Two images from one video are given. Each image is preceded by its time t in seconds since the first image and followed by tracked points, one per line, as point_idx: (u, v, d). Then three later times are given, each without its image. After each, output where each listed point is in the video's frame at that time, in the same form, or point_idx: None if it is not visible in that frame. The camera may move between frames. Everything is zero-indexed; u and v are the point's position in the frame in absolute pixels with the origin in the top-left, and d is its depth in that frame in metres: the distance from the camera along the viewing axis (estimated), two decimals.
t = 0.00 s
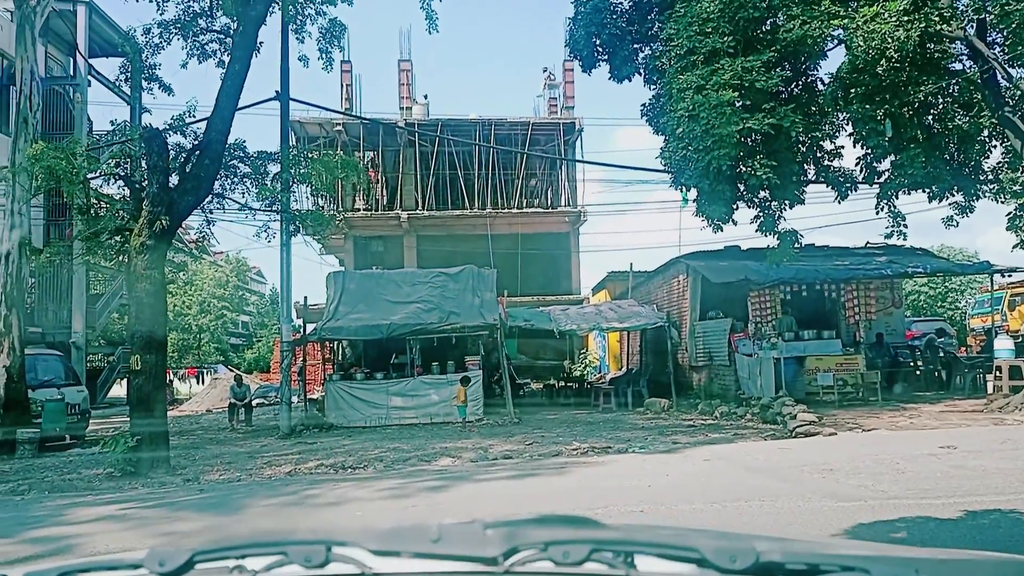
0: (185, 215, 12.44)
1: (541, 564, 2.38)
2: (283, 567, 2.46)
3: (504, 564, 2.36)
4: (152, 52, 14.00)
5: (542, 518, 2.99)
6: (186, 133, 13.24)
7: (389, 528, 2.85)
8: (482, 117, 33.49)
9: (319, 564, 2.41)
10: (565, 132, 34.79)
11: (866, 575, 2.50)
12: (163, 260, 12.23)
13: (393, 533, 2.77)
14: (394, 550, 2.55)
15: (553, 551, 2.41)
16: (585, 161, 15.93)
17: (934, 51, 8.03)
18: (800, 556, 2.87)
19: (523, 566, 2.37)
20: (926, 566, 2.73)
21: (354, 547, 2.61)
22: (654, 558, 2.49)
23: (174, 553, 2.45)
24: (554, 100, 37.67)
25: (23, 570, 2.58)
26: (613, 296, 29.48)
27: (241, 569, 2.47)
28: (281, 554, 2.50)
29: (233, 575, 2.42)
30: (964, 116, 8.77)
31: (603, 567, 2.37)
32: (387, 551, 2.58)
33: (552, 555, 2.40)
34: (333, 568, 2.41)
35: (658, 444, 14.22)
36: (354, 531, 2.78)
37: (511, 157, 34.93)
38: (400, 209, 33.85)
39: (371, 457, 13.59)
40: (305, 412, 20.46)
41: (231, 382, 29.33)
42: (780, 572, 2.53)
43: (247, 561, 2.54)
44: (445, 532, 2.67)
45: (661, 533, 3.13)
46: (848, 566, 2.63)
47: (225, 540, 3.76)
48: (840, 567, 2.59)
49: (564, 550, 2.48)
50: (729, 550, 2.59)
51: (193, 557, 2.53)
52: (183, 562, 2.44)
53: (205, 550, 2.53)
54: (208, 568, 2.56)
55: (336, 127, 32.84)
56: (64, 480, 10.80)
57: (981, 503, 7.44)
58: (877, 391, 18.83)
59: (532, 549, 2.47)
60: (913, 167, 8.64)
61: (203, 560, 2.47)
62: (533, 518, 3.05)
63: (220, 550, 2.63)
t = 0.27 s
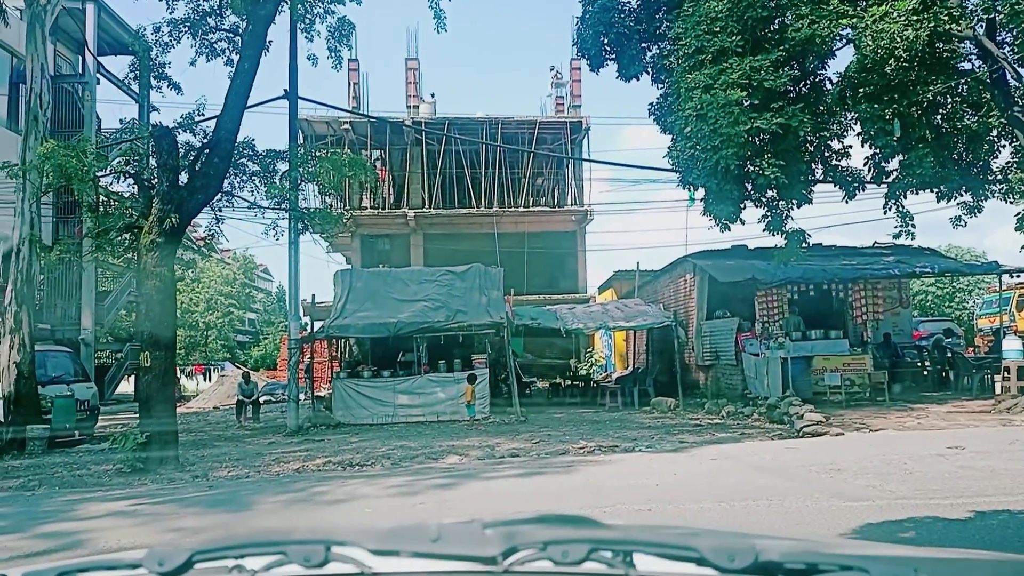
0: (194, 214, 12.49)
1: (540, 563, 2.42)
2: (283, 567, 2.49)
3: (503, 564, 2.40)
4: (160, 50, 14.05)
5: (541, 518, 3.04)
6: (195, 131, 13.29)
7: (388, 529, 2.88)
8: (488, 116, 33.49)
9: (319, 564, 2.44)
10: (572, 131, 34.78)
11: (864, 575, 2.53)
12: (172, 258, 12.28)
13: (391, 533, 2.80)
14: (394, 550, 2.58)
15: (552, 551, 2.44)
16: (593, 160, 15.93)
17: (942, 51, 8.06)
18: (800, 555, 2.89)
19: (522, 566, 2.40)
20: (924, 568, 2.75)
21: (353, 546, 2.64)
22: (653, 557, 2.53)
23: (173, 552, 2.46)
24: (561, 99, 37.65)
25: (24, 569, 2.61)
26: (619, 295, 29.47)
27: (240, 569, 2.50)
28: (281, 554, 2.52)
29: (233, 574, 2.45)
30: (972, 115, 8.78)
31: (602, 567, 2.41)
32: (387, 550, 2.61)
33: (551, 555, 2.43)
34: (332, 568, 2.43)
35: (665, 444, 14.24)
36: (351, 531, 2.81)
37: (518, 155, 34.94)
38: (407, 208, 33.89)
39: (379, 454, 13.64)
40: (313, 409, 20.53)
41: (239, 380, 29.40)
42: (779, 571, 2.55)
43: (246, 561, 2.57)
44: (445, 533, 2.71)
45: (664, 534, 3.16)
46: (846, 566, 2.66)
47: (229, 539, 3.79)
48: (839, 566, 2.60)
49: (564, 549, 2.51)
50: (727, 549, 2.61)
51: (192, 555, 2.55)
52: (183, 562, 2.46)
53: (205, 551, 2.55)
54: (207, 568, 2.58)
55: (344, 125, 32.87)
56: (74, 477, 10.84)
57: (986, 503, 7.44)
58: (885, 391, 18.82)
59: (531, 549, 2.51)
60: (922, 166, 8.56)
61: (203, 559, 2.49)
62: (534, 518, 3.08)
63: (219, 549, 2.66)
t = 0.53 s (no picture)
0: (204, 214, 12.55)
1: (540, 563, 2.44)
2: (282, 567, 2.49)
3: (503, 564, 2.42)
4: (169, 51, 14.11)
5: (542, 519, 3.07)
6: (204, 131, 13.34)
7: (387, 529, 2.90)
8: (495, 115, 33.52)
9: (319, 563, 2.44)
10: (579, 130, 34.78)
11: (864, 575, 2.54)
12: (182, 257, 12.34)
13: (390, 533, 2.81)
14: (394, 550, 2.60)
15: (552, 551, 2.46)
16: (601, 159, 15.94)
17: (952, 48, 8.08)
18: (803, 555, 2.89)
19: (522, 566, 2.43)
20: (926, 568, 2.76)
21: (352, 547, 2.65)
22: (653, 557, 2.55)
23: (173, 552, 2.45)
24: (568, 98, 37.65)
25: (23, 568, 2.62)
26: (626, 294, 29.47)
27: (240, 569, 2.51)
28: (281, 553, 2.53)
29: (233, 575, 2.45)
30: (983, 114, 8.65)
31: (602, 567, 2.43)
32: (387, 551, 2.63)
33: (551, 555, 2.46)
34: (332, 568, 2.44)
35: (672, 443, 14.24)
36: (350, 530, 2.82)
37: (525, 155, 34.96)
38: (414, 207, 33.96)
39: (387, 453, 13.67)
40: (321, 408, 20.58)
41: (247, 378, 29.52)
42: (780, 571, 2.56)
43: (246, 561, 2.57)
44: (444, 533, 2.73)
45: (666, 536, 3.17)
46: (846, 566, 2.68)
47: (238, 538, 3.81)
48: (840, 567, 2.60)
49: (563, 550, 2.53)
50: (729, 549, 2.61)
51: (191, 556, 2.55)
52: (183, 562, 2.46)
53: (204, 550, 2.55)
54: (206, 568, 2.58)
55: (351, 125, 32.93)
56: (84, 475, 10.91)
57: (994, 501, 7.42)
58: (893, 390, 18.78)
59: (531, 549, 2.53)
60: (930, 164, 8.37)
61: (202, 559, 2.49)
62: (534, 519, 3.11)
63: (218, 549, 2.67)
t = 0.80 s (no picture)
0: (211, 213, 12.58)
1: (539, 563, 2.48)
2: (281, 567, 2.51)
3: (502, 564, 2.45)
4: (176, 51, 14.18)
5: (541, 520, 3.11)
6: (211, 131, 13.37)
7: (387, 528, 2.92)
8: (501, 114, 33.52)
9: (319, 564, 2.46)
10: (585, 129, 34.77)
11: None
12: (190, 256, 12.36)
13: (389, 533, 2.84)
14: (393, 550, 2.64)
15: (552, 552, 2.50)
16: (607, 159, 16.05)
17: (959, 47, 7.99)
18: (803, 556, 2.90)
19: (522, 565, 2.46)
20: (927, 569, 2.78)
21: (352, 546, 2.67)
22: (652, 557, 2.57)
23: (173, 552, 2.49)
24: (574, 96, 37.64)
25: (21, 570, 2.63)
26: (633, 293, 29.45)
27: (240, 569, 2.54)
28: (280, 553, 2.55)
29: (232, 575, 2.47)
30: (990, 111, 8.57)
31: (601, 567, 2.46)
32: (388, 550, 2.66)
33: (551, 555, 2.49)
34: (332, 568, 2.46)
35: (679, 442, 14.24)
36: (351, 530, 2.85)
37: (531, 154, 34.95)
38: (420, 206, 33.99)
39: (394, 451, 13.70)
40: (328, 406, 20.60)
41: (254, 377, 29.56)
42: (780, 572, 2.57)
43: (247, 561, 2.60)
44: (445, 533, 2.76)
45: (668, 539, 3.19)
46: (847, 567, 2.69)
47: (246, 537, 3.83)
48: (837, 567, 2.61)
49: (563, 549, 2.56)
50: (728, 549, 2.62)
51: (192, 556, 2.58)
52: (182, 563, 2.48)
53: (205, 551, 2.58)
54: (206, 569, 2.61)
55: (357, 125, 32.95)
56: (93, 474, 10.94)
57: (1002, 501, 7.40)
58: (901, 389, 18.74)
59: (531, 549, 2.57)
60: (938, 162, 8.62)
61: (202, 560, 2.52)
62: (534, 520, 3.14)
63: (219, 549, 2.69)
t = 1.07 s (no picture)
0: (216, 213, 12.58)
1: (539, 563, 2.55)
2: (281, 567, 2.58)
3: (503, 564, 2.52)
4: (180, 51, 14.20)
5: (543, 519, 3.17)
6: (216, 130, 13.38)
7: (386, 530, 3.00)
8: (505, 113, 33.51)
9: (319, 564, 2.53)
10: (589, 128, 34.73)
11: (865, 575, 2.56)
12: (196, 254, 12.39)
13: (390, 534, 2.92)
14: (393, 550, 2.72)
15: (552, 552, 2.57)
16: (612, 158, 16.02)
17: (965, 45, 7.90)
18: (803, 556, 2.93)
19: (522, 565, 2.54)
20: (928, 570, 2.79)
21: (352, 547, 2.75)
22: (650, 557, 2.64)
23: (173, 553, 2.56)
24: (578, 95, 37.61)
25: (25, 570, 2.67)
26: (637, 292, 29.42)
27: (240, 570, 2.61)
28: (280, 553, 2.62)
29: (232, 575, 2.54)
30: (996, 110, 8.55)
31: (601, 567, 2.53)
32: (387, 550, 2.73)
33: (552, 556, 2.57)
34: (331, 568, 2.53)
35: (685, 441, 14.23)
36: (352, 531, 2.91)
37: (535, 153, 34.93)
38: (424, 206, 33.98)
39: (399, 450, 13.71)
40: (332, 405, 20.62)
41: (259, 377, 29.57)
42: (780, 572, 2.61)
43: (247, 561, 2.68)
44: (444, 533, 2.83)
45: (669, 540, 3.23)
46: (848, 567, 2.71)
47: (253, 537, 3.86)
48: (839, 567, 2.63)
49: (563, 550, 2.63)
50: (728, 549, 2.67)
51: (193, 556, 2.65)
52: (183, 563, 2.55)
53: (205, 552, 2.66)
54: (207, 568, 2.68)
55: (361, 124, 32.97)
56: (99, 472, 10.96)
57: (1007, 500, 7.40)
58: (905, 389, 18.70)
59: (531, 549, 2.63)
60: (943, 162, 8.72)
61: (203, 560, 2.58)
62: (534, 521, 3.22)
63: (219, 549, 2.76)
